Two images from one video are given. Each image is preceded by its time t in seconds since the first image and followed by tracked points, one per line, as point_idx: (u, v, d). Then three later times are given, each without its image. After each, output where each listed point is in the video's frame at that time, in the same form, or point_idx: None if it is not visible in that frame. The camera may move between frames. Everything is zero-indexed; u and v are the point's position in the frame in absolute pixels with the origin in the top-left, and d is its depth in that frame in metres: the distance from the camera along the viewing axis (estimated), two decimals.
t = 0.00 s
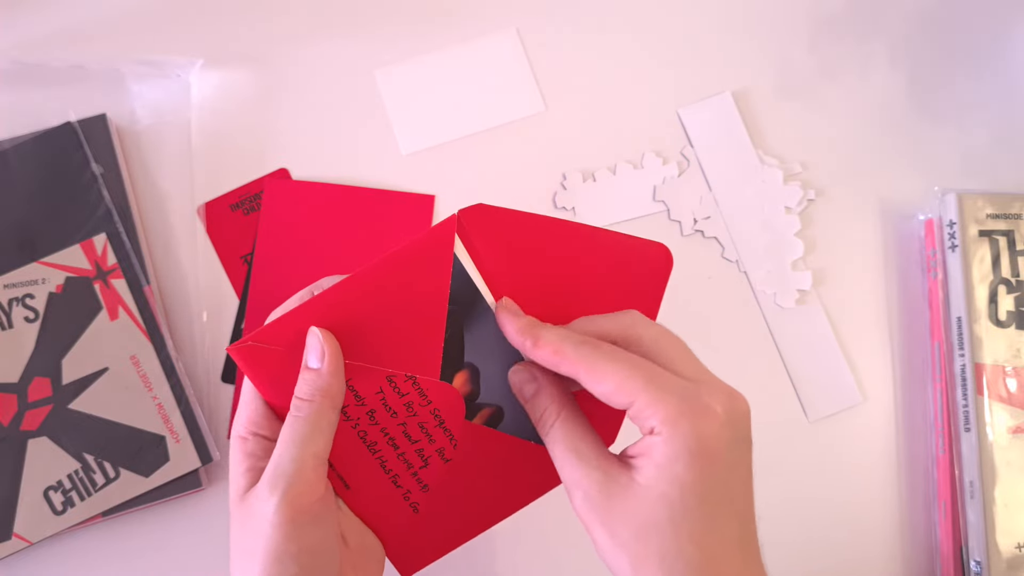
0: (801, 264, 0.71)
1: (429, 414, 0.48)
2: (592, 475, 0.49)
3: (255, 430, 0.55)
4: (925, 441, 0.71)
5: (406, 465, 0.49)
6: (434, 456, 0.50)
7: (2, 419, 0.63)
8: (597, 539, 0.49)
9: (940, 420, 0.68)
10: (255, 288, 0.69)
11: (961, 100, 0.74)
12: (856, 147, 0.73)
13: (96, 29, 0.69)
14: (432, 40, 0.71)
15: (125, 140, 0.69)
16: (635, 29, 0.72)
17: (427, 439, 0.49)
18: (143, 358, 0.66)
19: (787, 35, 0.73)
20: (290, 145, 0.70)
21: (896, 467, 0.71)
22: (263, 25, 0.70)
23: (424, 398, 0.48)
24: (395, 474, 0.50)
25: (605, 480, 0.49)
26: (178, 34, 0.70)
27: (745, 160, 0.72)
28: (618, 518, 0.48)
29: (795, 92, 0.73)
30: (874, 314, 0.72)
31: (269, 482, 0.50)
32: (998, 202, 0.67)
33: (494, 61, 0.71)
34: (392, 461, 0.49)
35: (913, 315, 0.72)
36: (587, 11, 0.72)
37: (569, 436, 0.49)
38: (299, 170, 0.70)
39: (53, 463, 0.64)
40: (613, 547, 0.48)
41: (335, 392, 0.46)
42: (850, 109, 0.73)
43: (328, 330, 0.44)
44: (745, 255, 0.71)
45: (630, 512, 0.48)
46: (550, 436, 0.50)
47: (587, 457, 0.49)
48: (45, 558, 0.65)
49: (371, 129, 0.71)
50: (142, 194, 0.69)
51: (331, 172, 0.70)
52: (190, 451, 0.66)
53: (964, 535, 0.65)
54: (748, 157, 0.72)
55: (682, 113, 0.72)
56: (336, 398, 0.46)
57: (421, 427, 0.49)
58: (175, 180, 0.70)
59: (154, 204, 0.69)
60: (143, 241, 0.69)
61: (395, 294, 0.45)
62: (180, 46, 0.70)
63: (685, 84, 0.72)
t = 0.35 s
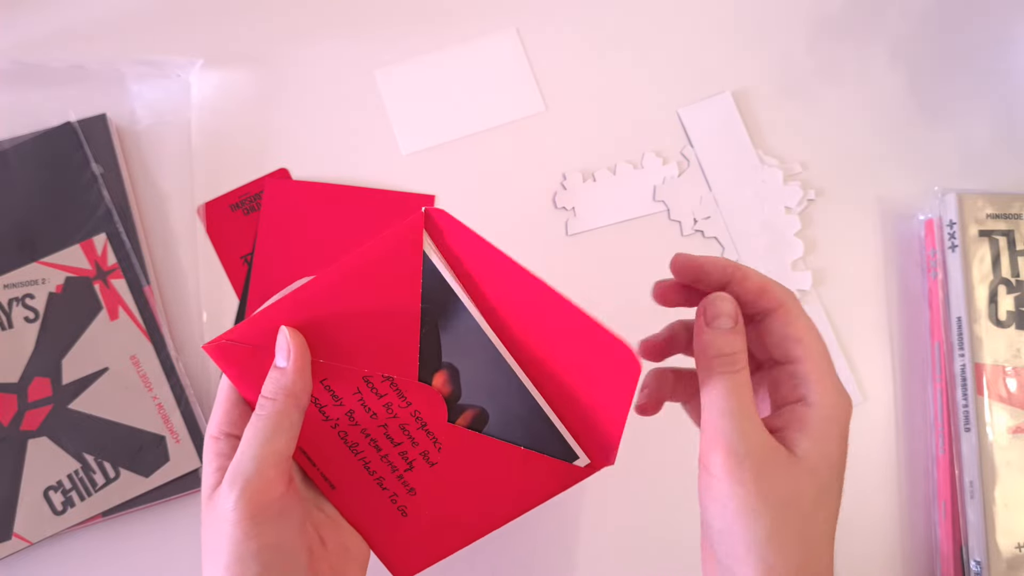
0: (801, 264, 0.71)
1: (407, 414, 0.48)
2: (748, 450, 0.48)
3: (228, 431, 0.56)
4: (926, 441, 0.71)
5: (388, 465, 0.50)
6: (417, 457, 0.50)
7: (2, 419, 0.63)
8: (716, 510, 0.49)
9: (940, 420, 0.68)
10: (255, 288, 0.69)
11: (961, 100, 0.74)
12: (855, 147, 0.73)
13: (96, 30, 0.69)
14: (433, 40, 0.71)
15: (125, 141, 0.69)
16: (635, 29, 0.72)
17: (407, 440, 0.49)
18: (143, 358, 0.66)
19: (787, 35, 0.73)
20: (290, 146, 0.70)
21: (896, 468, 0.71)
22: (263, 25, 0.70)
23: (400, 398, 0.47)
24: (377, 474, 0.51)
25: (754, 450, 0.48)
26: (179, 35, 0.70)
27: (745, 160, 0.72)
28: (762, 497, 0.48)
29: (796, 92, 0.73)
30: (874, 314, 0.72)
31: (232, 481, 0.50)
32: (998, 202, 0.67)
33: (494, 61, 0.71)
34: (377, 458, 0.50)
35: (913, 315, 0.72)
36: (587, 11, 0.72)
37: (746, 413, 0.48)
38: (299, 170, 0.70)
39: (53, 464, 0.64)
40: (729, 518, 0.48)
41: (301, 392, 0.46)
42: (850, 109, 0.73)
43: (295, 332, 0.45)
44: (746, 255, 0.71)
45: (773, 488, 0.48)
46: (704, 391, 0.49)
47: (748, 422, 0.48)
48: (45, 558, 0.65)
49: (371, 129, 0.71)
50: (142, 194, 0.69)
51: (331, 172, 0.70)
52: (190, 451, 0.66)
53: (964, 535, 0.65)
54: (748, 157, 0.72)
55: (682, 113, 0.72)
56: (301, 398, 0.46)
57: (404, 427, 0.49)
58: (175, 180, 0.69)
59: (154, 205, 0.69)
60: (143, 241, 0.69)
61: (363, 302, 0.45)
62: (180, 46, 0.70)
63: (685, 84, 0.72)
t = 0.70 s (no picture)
0: (801, 264, 0.71)
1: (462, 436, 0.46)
2: (671, 494, 0.49)
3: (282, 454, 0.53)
4: (926, 441, 0.71)
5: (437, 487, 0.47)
6: (465, 479, 0.47)
7: (2, 419, 0.63)
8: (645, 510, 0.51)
9: (940, 420, 0.68)
10: (255, 288, 0.69)
11: (961, 100, 0.74)
12: (855, 148, 0.73)
13: (95, 29, 0.69)
14: (433, 40, 0.71)
15: (126, 140, 0.69)
16: (635, 29, 0.72)
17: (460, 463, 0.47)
18: (143, 358, 0.66)
19: (787, 35, 0.73)
20: (290, 146, 0.70)
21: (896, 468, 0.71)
22: (264, 25, 0.70)
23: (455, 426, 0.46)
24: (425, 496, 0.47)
25: (630, 499, 0.49)
26: (178, 35, 0.70)
27: (745, 160, 0.72)
28: (686, 537, 0.48)
29: (796, 93, 0.73)
30: (874, 314, 0.72)
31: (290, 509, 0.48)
32: (998, 202, 0.67)
33: (494, 61, 0.71)
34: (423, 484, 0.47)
35: (913, 315, 0.72)
36: (587, 11, 0.72)
37: (666, 460, 0.50)
38: (299, 170, 0.70)
39: (53, 463, 0.64)
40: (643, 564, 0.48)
41: (432, 447, 0.43)
42: (851, 109, 0.73)
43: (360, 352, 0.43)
44: (746, 255, 0.71)
45: (673, 530, 0.48)
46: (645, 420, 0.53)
47: (606, 479, 0.48)
48: (45, 557, 0.65)
49: (370, 129, 0.71)
50: (142, 194, 0.69)
51: (331, 172, 0.70)
52: (190, 451, 0.66)
53: (964, 535, 0.65)
54: (748, 157, 0.72)
55: (682, 112, 0.72)
56: (439, 452, 0.44)
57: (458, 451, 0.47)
58: (175, 180, 0.69)
59: (154, 205, 0.69)
60: (143, 241, 0.68)
61: (432, 334, 0.43)
62: (180, 47, 0.70)
63: (685, 84, 0.72)
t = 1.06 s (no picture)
0: (801, 264, 0.71)
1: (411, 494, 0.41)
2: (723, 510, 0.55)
3: None
4: (926, 441, 0.71)
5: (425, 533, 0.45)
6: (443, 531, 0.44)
7: (2, 419, 0.63)
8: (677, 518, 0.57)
9: (940, 419, 0.68)
10: (255, 288, 0.69)
11: (961, 100, 0.74)
12: (856, 147, 0.73)
13: (96, 30, 0.69)
14: (434, 39, 0.71)
15: (126, 140, 0.69)
16: (635, 28, 0.72)
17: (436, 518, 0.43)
18: (143, 358, 0.66)
19: (788, 35, 0.73)
20: (290, 145, 0.70)
21: (896, 468, 0.71)
22: (265, 25, 0.70)
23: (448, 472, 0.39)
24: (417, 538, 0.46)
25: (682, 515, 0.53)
26: (178, 35, 0.70)
27: (745, 160, 0.72)
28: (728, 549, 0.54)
29: (796, 93, 0.73)
30: (874, 314, 0.72)
31: None
32: (998, 202, 0.67)
33: (494, 61, 0.71)
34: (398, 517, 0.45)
35: (913, 315, 0.72)
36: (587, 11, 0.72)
37: (706, 491, 0.55)
38: (299, 170, 0.70)
39: (53, 463, 0.64)
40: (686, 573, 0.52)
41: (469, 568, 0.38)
42: (851, 109, 0.73)
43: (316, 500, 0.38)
44: (746, 255, 0.71)
45: (714, 553, 0.53)
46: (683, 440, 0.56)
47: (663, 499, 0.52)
48: (45, 557, 0.65)
49: (370, 128, 0.71)
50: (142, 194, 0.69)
51: (330, 172, 0.70)
52: (190, 451, 0.66)
53: (964, 535, 0.65)
54: (748, 156, 0.72)
55: (682, 112, 0.72)
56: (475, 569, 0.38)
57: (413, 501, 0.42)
58: (176, 180, 0.69)
59: (154, 205, 0.69)
60: (143, 241, 0.68)
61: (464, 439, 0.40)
62: (180, 47, 0.70)
63: (685, 84, 0.72)
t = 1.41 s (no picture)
0: (800, 264, 0.72)
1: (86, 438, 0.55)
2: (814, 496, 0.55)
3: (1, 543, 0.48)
4: (924, 440, 0.71)
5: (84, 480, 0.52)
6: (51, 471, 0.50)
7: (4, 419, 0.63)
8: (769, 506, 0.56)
9: (938, 418, 0.69)
10: (256, 289, 0.69)
11: (960, 100, 0.74)
12: (855, 148, 0.74)
13: (97, 30, 0.70)
14: (434, 40, 0.71)
15: (127, 141, 0.70)
16: (635, 29, 0.73)
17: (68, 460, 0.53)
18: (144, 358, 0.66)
19: (786, 36, 0.73)
20: (291, 146, 0.70)
21: (895, 468, 0.71)
22: (266, 26, 0.71)
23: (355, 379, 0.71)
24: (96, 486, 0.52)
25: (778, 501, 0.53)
26: (179, 36, 0.70)
27: (745, 160, 0.72)
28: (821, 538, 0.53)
29: (795, 93, 0.73)
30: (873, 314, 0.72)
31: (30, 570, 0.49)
32: (996, 202, 0.67)
33: (494, 61, 0.72)
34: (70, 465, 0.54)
35: (911, 315, 0.72)
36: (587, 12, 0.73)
37: (808, 475, 0.56)
38: (299, 171, 0.70)
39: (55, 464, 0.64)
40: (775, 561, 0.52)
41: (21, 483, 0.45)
42: (850, 109, 0.74)
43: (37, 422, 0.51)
44: (746, 255, 0.71)
45: (811, 537, 0.53)
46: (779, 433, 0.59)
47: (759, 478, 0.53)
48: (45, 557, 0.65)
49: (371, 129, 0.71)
50: (143, 194, 0.69)
51: (331, 172, 0.70)
52: (191, 450, 0.65)
53: (962, 535, 0.65)
54: (747, 157, 0.72)
55: (682, 113, 0.72)
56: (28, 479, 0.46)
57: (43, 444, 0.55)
58: (177, 181, 0.70)
59: (155, 205, 0.69)
60: (144, 241, 0.69)
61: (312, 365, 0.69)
62: (181, 47, 0.70)
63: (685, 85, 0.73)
